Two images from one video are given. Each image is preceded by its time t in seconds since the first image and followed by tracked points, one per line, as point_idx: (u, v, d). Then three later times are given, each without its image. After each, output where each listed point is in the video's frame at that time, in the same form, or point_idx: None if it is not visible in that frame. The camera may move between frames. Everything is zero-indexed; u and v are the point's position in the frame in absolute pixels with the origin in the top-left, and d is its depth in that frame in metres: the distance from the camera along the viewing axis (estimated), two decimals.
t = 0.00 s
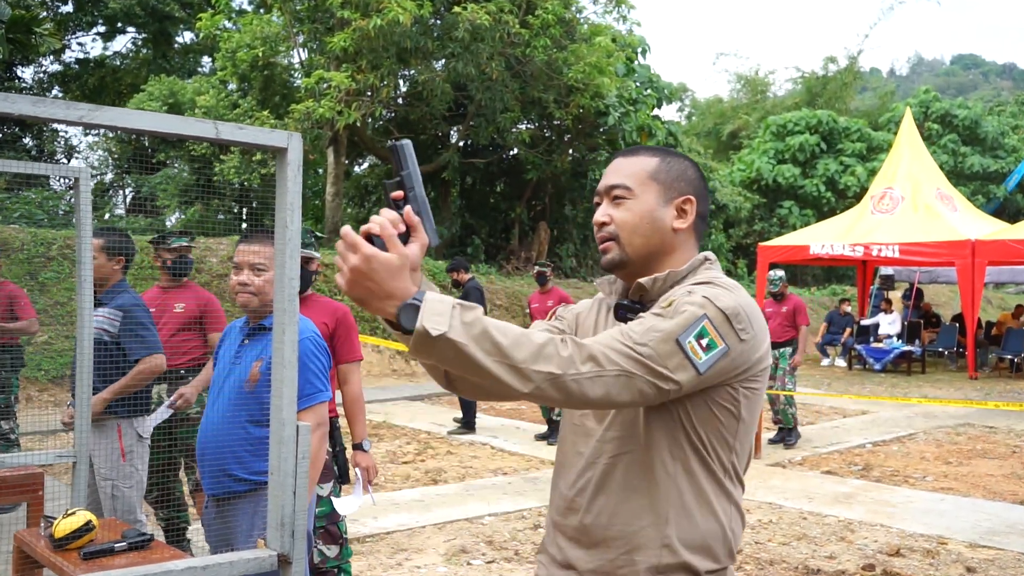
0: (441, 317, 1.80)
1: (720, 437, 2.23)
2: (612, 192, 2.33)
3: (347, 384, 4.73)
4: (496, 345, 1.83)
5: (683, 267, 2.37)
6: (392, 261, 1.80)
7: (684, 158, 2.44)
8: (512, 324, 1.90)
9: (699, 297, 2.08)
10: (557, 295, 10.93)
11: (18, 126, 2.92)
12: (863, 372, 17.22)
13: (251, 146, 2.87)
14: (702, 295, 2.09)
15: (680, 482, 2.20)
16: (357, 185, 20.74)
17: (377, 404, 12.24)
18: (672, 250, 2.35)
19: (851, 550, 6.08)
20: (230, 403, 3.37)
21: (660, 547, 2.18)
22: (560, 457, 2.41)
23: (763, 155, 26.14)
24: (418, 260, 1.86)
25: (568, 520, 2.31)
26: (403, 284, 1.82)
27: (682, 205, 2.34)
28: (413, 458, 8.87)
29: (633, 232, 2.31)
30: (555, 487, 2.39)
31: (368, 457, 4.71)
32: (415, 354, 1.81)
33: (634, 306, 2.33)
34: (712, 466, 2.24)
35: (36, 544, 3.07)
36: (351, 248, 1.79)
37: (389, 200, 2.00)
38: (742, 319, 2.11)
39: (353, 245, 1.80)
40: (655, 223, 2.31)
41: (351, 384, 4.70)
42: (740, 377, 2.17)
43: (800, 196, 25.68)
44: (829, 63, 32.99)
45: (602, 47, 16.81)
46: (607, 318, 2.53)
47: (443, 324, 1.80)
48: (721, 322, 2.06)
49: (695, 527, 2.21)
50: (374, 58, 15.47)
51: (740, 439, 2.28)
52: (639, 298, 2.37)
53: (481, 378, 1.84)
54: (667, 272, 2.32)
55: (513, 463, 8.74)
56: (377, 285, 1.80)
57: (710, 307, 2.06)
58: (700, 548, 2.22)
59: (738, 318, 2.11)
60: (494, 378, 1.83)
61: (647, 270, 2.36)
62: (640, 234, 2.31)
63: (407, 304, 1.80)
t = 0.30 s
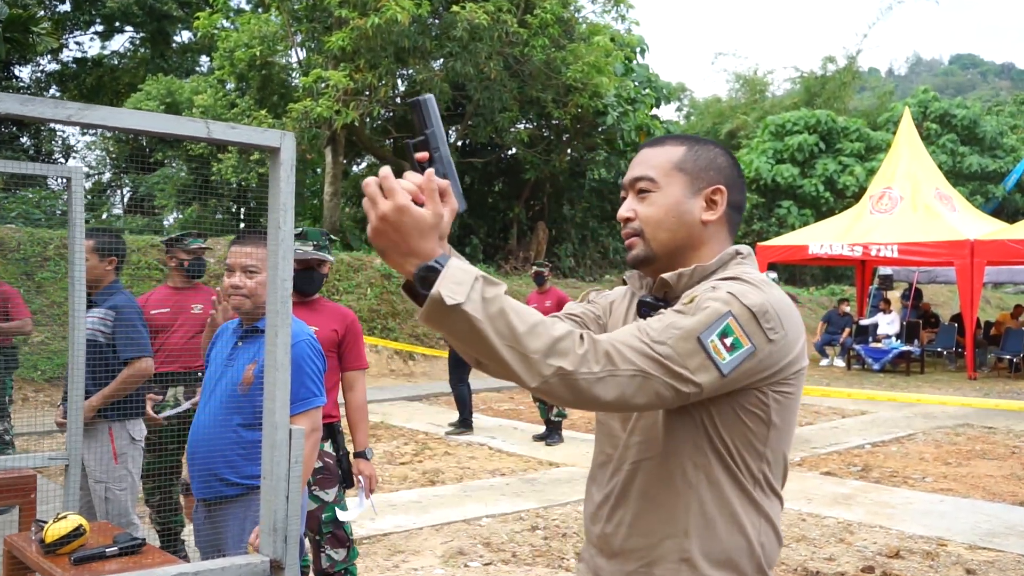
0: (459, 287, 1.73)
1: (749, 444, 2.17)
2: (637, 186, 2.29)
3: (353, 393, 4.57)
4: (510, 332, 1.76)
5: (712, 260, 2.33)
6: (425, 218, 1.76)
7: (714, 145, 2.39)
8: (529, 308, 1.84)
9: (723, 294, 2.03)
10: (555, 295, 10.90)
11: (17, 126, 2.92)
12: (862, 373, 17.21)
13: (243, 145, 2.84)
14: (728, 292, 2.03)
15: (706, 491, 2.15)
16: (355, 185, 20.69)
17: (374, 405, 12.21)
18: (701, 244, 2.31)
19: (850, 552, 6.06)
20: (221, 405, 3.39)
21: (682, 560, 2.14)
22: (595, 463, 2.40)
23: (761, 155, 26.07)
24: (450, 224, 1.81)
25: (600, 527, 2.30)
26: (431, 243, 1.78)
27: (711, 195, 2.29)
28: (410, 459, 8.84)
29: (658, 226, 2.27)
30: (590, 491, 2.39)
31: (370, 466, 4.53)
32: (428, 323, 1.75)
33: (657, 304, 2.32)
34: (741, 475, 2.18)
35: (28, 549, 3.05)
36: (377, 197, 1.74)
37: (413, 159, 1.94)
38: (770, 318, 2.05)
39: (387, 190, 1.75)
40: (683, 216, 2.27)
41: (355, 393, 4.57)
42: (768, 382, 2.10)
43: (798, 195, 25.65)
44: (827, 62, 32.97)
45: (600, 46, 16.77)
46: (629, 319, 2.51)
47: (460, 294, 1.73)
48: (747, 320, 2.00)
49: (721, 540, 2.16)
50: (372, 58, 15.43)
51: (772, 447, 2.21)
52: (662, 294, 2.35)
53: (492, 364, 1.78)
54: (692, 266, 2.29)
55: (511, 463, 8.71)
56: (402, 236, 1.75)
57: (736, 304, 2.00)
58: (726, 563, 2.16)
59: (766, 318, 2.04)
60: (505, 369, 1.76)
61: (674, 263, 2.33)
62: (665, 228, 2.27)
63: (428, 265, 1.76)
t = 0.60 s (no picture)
0: (473, 288, 1.70)
1: (728, 458, 2.18)
2: (632, 192, 2.25)
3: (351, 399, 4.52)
4: (514, 342, 1.74)
5: (704, 270, 2.31)
6: (444, 218, 1.73)
7: (707, 152, 2.36)
8: (535, 320, 1.83)
9: (717, 313, 2.02)
10: (552, 295, 10.87)
11: (14, 124, 2.90)
12: (860, 372, 17.19)
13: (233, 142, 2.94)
14: (720, 310, 2.03)
15: (684, 504, 2.15)
16: (352, 185, 20.63)
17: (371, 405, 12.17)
18: (694, 253, 2.28)
19: (849, 553, 6.03)
20: (212, 407, 3.37)
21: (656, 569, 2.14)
22: (568, 466, 2.36)
23: (759, 154, 26.07)
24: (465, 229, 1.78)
25: (572, 531, 2.27)
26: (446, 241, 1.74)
27: (706, 205, 2.27)
28: (407, 459, 8.81)
29: (654, 234, 2.23)
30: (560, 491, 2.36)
31: (368, 474, 4.45)
32: (435, 320, 1.71)
33: (646, 311, 2.29)
34: (718, 486, 2.19)
35: (15, 552, 3.02)
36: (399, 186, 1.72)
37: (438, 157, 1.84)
38: (760, 340, 2.05)
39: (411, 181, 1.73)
40: (678, 223, 2.24)
41: (354, 399, 4.50)
42: (752, 400, 2.11)
43: (797, 195, 25.62)
44: (826, 62, 32.94)
45: (598, 45, 16.74)
46: (614, 325, 2.48)
47: (475, 293, 1.70)
48: (738, 342, 2.00)
49: (695, 551, 2.16)
50: (369, 57, 15.37)
51: (748, 463, 2.22)
52: (652, 302, 2.33)
53: (490, 370, 1.75)
54: (684, 276, 2.27)
55: (508, 464, 8.68)
56: (422, 227, 1.72)
57: (728, 324, 2.01)
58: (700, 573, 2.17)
59: (756, 339, 2.04)
60: (507, 380, 1.74)
61: (667, 272, 2.30)
62: (660, 236, 2.23)
63: (443, 259, 1.72)
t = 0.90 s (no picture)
0: (455, 291, 1.68)
1: (703, 451, 2.18)
2: (609, 187, 2.20)
3: (349, 403, 4.48)
4: (493, 344, 1.72)
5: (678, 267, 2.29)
6: (430, 212, 1.72)
7: (684, 146, 2.32)
8: (513, 320, 1.81)
9: (688, 314, 1.98)
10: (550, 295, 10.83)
11: (10, 123, 2.88)
12: (860, 372, 17.16)
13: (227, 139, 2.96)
14: (692, 311, 1.98)
15: (667, 495, 2.15)
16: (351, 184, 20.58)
17: (370, 405, 12.13)
18: (670, 250, 2.25)
19: (850, 554, 5.99)
20: (207, 407, 3.36)
21: (640, 559, 2.16)
22: (547, 459, 2.34)
23: (758, 154, 26.04)
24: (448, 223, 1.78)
25: (554, 529, 2.25)
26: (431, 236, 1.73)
27: (683, 202, 2.24)
28: (405, 459, 8.77)
29: (631, 231, 2.19)
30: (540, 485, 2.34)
31: (366, 479, 4.40)
32: (416, 322, 1.69)
33: (618, 308, 2.29)
34: (695, 479, 2.19)
35: (8, 557, 2.97)
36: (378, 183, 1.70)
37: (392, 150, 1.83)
38: (729, 340, 2.01)
39: (397, 177, 1.71)
40: (656, 221, 2.20)
41: (352, 403, 4.48)
42: (723, 397, 2.09)
43: (796, 195, 25.59)
44: (825, 61, 32.92)
45: (597, 44, 16.70)
46: (590, 320, 2.46)
47: (459, 295, 1.68)
48: (709, 344, 1.97)
49: (681, 538, 2.18)
50: (367, 56, 15.26)
51: (724, 454, 2.22)
52: (624, 301, 2.30)
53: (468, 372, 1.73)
54: (657, 275, 2.24)
55: (507, 464, 8.64)
56: (404, 224, 1.70)
57: (700, 326, 1.96)
58: (684, 560, 2.19)
59: (726, 339, 2.00)
60: (484, 377, 1.73)
61: (644, 270, 2.26)
62: (637, 233, 2.20)
63: (426, 258, 1.70)
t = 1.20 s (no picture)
0: (435, 305, 1.72)
1: (724, 461, 2.17)
2: (618, 189, 2.20)
3: (349, 406, 4.46)
4: (484, 352, 1.74)
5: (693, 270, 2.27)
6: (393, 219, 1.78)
7: (696, 146, 2.33)
8: (504, 325, 1.82)
9: (700, 314, 1.97)
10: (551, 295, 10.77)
11: (7, 121, 2.83)
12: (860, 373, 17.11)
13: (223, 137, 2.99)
14: (704, 310, 1.98)
15: (683, 509, 2.14)
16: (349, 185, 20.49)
17: (368, 406, 12.07)
18: (685, 251, 2.24)
19: (852, 557, 5.94)
20: (206, 412, 3.37)
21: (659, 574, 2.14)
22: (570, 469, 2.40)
23: (758, 154, 25.99)
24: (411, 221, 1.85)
25: (574, 540, 2.29)
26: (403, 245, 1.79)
27: (697, 199, 2.24)
28: (404, 461, 8.71)
29: (643, 231, 2.19)
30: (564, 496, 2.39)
31: (366, 483, 4.34)
32: (398, 336, 1.73)
33: (633, 313, 2.23)
34: (716, 492, 2.18)
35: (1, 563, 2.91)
36: (334, 213, 1.72)
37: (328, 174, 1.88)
38: (745, 341, 1.99)
39: (348, 203, 1.72)
40: (669, 221, 2.20)
41: (352, 405, 4.45)
42: (742, 403, 2.09)
43: (796, 195, 25.54)
44: (825, 61, 32.88)
45: (597, 44, 16.65)
46: (607, 316, 2.49)
47: (438, 309, 1.72)
48: (722, 344, 1.95)
49: (696, 558, 2.15)
50: (366, 56, 15.28)
51: (748, 466, 2.20)
52: (638, 306, 2.28)
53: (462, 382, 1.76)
54: (670, 278, 2.23)
55: (507, 466, 8.59)
56: (369, 249, 1.74)
57: (712, 325, 1.95)
58: None
59: (742, 339, 1.99)
60: (476, 387, 1.75)
61: (660, 271, 2.25)
62: (649, 234, 2.19)
63: (404, 273, 1.75)
